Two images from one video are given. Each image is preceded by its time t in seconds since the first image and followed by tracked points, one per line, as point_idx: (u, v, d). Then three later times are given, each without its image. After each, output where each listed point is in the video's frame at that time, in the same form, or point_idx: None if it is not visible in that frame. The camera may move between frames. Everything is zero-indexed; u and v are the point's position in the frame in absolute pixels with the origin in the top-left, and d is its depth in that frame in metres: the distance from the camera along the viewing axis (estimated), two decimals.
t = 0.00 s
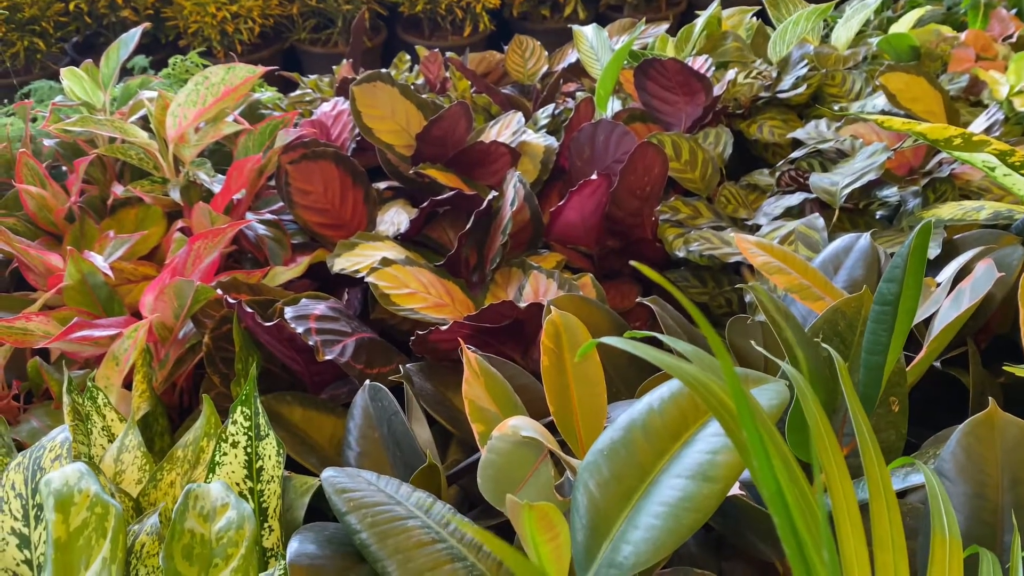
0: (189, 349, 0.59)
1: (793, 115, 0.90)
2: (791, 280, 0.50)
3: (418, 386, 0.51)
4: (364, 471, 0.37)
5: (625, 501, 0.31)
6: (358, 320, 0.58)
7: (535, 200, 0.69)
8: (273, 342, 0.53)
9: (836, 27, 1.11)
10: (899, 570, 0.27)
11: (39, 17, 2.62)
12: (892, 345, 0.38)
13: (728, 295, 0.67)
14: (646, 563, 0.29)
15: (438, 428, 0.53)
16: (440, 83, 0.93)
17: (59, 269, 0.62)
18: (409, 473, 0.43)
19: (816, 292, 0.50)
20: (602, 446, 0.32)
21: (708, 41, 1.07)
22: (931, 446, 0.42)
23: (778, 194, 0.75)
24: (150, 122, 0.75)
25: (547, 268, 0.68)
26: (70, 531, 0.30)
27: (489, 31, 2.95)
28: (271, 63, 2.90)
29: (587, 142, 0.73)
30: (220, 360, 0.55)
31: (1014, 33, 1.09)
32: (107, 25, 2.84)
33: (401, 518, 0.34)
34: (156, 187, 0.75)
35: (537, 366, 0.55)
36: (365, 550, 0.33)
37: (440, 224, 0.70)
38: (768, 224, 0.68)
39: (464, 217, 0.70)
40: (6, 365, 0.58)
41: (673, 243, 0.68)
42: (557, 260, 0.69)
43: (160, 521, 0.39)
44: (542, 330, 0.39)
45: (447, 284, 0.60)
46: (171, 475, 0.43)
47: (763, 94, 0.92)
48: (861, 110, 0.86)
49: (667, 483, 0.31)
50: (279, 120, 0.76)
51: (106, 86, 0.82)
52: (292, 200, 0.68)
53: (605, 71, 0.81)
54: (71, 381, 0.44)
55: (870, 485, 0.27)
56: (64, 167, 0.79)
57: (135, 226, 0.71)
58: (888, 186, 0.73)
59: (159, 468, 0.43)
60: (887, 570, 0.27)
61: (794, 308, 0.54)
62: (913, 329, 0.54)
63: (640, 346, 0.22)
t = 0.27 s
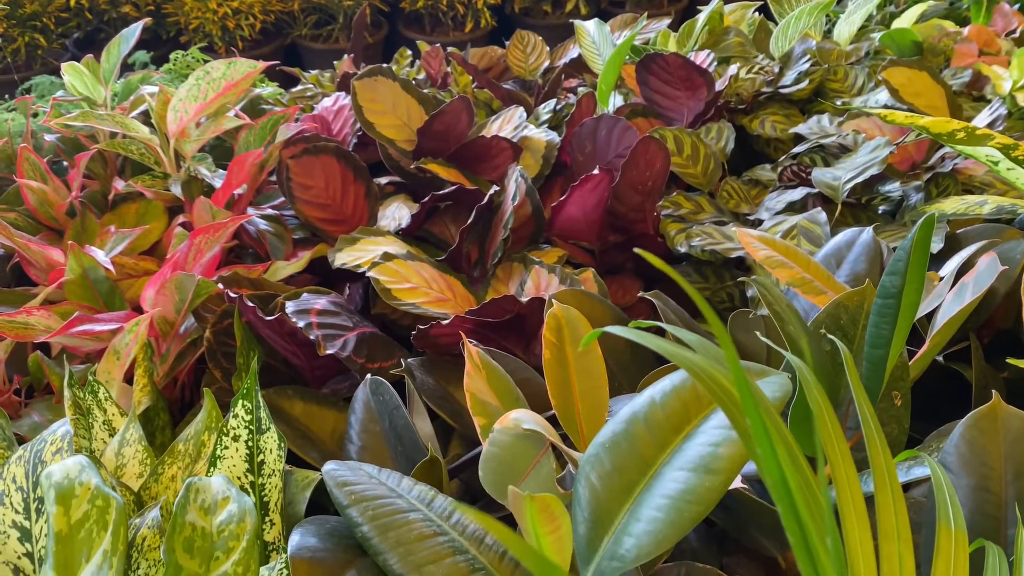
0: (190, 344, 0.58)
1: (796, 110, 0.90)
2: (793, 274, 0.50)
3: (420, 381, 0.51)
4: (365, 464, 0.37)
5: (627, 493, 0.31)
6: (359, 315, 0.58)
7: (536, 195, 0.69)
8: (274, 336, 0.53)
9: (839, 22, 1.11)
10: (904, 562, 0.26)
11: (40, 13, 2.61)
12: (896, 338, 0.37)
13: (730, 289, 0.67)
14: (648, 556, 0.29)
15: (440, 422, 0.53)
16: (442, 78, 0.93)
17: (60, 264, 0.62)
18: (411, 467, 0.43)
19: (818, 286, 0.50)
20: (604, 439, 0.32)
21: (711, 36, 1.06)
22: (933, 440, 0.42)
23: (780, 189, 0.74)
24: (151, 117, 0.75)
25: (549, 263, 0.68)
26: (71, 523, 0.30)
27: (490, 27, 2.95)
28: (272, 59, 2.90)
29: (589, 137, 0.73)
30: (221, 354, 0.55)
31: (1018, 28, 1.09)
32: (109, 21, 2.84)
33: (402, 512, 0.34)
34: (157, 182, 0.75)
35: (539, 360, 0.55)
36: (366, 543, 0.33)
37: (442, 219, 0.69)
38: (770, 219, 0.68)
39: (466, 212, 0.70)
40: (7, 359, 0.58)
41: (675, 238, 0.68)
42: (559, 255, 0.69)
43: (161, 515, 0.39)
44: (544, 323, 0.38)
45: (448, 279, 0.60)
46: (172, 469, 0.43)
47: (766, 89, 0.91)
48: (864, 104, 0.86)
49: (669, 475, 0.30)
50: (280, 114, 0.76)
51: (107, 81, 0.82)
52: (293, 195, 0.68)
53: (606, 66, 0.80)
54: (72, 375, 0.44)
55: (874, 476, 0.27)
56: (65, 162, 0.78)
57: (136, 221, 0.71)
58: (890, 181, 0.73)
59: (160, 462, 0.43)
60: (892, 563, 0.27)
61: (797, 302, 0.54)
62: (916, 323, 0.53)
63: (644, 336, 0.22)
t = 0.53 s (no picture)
0: (193, 340, 0.58)
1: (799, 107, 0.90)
2: (797, 271, 0.50)
3: (423, 378, 0.51)
4: (369, 461, 0.37)
5: (632, 491, 0.31)
6: (362, 311, 0.57)
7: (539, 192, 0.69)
8: (277, 333, 0.53)
9: (842, 18, 1.10)
10: (910, 560, 0.26)
11: (42, 8, 2.61)
12: (900, 335, 0.37)
13: (733, 287, 0.67)
14: (653, 553, 0.29)
15: (443, 419, 0.53)
16: (444, 74, 0.93)
17: (62, 261, 0.62)
18: (415, 464, 0.43)
19: (822, 283, 0.50)
20: (608, 436, 0.32)
21: (714, 32, 1.06)
22: (938, 437, 0.41)
23: (783, 186, 0.74)
24: (153, 114, 0.75)
25: (552, 260, 0.68)
26: (75, 520, 0.30)
27: (492, 24, 2.94)
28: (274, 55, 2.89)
29: (592, 133, 0.72)
30: (224, 351, 0.55)
31: (1022, 24, 1.08)
32: (111, 17, 2.83)
33: (406, 509, 0.34)
34: (159, 178, 0.75)
35: (542, 357, 0.55)
36: (370, 540, 0.33)
37: (444, 216, 0.69)
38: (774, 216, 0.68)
39: (468, 208, 0.69)
40: (10, 356, 0.58)
41: (678, 235, 0.68)
42: (562, 252, 0.69)
43: (164, 511, 0.39)
44: (547, 320, 0.38)
45: (451, 276, 0.60)
46: (175, 466, 0.43)
47: (769, 86, 0.91)
48: (868, 101, 0.85)
49: (674, 472, 0.30)
50: (282, 111, 0.76)
51: (110, 77, 0.81)
52: (296, 191, 0.68)
53: (609, 62, 0.80)
54: (75, 372, 0.44)
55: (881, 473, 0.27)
56: (67, 158, 0.78)
57: (138, 218, 0.71)
58: (894, 178, 0.73)
59: (163, 459, 0.43)
60: (898, 561, 0.27)
61: (801, 299, 0.53)
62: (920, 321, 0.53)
63: (650, 333, 0.22)
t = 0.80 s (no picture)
0: (194, 337, 0.58)
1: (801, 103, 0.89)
2: (800, 268, 0.50)
3: (424, 374, 0.51)
4: (370, 458, 0.37)
5: (634, 488, 0.31)
6: (363, 308, 0.57)
7: (541, 189, 0.69)
8: (278, 329, 0.53)
9: (845, 14, 1.10)
10: (916, 558, 0.26)
11: (43, 4, 2.61)
12: (904, 332, 0.37)
13: (735, 284, 0.67)
14: (655, 551, 0.28)
15: (444, 416, 0.53)
16: (446, 70, 0.93)
17: (63, 257, 0.62)
18: (416, 461, 0.43)
19: (825, 280, 0.49)
20: (610, 433, 0.32)
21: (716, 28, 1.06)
22: (941, 435, 0.41)
23: (786, 183, 0.74)
24: (154, 109, 0.75)
25: (554, 256, 0.67)
26: (75, 517, 0.30)
27: (494, 20, 2.93)
28: (276, 51, 2.89)
29: (594, 129, 0.72)
30: (225, 347, 0.55)
31: None
32: (112, 13, 2.83)
33: (407, 506, 0.34)
34: (160, 174, 0.74)
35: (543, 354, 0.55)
36: (371, 537, 0.33)
37: (445, 212, 0.69)
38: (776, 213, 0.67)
39: (470, 205, 0.69)
40: (11, 352, 0.58)
41: (680, 232, 0.68)
42: (563, 249, 0.69)
43: (165, 508, 0.39)
44: (549, 317, 0.38)
45: (452, 272, 0.60)
46: (176, 463, 0.43)
47: (772, 82, 0.91)
48: (871, 97, 0.85)
49: (676, 470, 0.30)
50: (283, 107, 0.75)
51: (110, 73, 0.81)
52: (297, 187, 0.68)
53: (611, 58, 0.80)
54: (76, 368, 0.44)
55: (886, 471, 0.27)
56: (68, 154, 0.78)
57: (139, 214, 0.71)
58: (897, 175, 0.73)
59: (164, 455, 0.43)
60: (903, 559, 0.26)
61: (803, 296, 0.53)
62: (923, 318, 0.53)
63: (654, 330, 0.21)
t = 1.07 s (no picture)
0: (196, 334, 0.58)
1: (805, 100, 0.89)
2: (804, 267, 0.49)
3: (426, 373, 0.51)
4: (372, 457, 0.37)
5: (637, 489, 0.30)
6: (365, 306, 0.57)
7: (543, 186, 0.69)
8: (280, 327, 0.53)
9: (849, 11, 1.09)
10: (922, 561, 0.26)
11: None
12: (909, 333, 0.37)
13: (738, 282, 0.66)
14: (659, 552, 0.28)
15: (446, 415, 0.52)
16: (448, 67, 0.92)
17: (64, 254, 0.62)
18: (418, 460, 0.43)
19: (828, 279, 0.49)
20: (613, 434, 0.32)
21: (720, 25, 1.05)
22: (946, 435, 0.41)
23: (789, 181, 0.74)
24: (156, 106, 0.74)
25: (556, 254, 0.67)
26: (76, 516, 0.30)
27: (496, 16, 2.93)
28: (278, 47, 2.89)
29: (597, 127, 0.72)
30: (227, 345, 0.55)
31: None
32: (114, 8, 2.82)
33: (410, 505, 0.34)
34: (162, 171, 0.74)
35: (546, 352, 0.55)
36: (374, 537, 0.33)
37: (447, 210, 0.69)
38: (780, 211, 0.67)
39: (472, 202, 0.69)
40: (12, 349, 0.58)
41: (683, 229, 0.68)
42: (566, 247, 0.68)
43: (167, 507, 0.39)
44: (552, 316, 0.38)
45: (455, 270, 0.60)
46: (178, 461, 0.43)
47: (775, 79, 0.91)
48: (874, 95, 0.85)
49: (679, 471, 0.30)
50: (285, 104, 0.75)
51: (112, 69, 0.81)
52: (299, 184, 0.67)
53: (614, 55, 0.80)
54: (77, 366, 0.44)
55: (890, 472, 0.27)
56: (69, 151, 0.78)
57: (141, 211, 0.71)
58: (901, 173, 0.72)
59: (166, 454, 0.42)
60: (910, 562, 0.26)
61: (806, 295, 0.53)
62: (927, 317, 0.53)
63: (658, 332, 0.21)
